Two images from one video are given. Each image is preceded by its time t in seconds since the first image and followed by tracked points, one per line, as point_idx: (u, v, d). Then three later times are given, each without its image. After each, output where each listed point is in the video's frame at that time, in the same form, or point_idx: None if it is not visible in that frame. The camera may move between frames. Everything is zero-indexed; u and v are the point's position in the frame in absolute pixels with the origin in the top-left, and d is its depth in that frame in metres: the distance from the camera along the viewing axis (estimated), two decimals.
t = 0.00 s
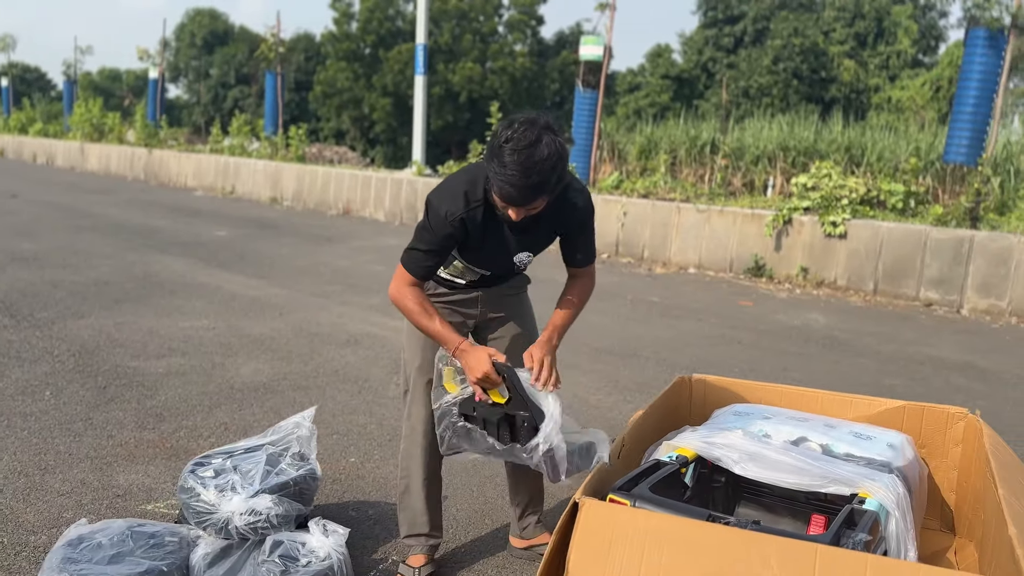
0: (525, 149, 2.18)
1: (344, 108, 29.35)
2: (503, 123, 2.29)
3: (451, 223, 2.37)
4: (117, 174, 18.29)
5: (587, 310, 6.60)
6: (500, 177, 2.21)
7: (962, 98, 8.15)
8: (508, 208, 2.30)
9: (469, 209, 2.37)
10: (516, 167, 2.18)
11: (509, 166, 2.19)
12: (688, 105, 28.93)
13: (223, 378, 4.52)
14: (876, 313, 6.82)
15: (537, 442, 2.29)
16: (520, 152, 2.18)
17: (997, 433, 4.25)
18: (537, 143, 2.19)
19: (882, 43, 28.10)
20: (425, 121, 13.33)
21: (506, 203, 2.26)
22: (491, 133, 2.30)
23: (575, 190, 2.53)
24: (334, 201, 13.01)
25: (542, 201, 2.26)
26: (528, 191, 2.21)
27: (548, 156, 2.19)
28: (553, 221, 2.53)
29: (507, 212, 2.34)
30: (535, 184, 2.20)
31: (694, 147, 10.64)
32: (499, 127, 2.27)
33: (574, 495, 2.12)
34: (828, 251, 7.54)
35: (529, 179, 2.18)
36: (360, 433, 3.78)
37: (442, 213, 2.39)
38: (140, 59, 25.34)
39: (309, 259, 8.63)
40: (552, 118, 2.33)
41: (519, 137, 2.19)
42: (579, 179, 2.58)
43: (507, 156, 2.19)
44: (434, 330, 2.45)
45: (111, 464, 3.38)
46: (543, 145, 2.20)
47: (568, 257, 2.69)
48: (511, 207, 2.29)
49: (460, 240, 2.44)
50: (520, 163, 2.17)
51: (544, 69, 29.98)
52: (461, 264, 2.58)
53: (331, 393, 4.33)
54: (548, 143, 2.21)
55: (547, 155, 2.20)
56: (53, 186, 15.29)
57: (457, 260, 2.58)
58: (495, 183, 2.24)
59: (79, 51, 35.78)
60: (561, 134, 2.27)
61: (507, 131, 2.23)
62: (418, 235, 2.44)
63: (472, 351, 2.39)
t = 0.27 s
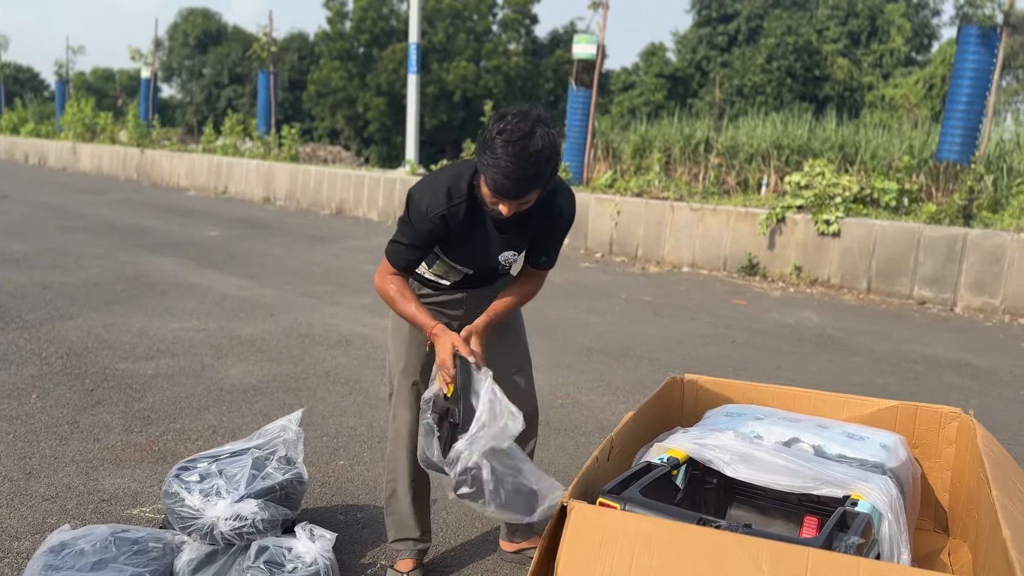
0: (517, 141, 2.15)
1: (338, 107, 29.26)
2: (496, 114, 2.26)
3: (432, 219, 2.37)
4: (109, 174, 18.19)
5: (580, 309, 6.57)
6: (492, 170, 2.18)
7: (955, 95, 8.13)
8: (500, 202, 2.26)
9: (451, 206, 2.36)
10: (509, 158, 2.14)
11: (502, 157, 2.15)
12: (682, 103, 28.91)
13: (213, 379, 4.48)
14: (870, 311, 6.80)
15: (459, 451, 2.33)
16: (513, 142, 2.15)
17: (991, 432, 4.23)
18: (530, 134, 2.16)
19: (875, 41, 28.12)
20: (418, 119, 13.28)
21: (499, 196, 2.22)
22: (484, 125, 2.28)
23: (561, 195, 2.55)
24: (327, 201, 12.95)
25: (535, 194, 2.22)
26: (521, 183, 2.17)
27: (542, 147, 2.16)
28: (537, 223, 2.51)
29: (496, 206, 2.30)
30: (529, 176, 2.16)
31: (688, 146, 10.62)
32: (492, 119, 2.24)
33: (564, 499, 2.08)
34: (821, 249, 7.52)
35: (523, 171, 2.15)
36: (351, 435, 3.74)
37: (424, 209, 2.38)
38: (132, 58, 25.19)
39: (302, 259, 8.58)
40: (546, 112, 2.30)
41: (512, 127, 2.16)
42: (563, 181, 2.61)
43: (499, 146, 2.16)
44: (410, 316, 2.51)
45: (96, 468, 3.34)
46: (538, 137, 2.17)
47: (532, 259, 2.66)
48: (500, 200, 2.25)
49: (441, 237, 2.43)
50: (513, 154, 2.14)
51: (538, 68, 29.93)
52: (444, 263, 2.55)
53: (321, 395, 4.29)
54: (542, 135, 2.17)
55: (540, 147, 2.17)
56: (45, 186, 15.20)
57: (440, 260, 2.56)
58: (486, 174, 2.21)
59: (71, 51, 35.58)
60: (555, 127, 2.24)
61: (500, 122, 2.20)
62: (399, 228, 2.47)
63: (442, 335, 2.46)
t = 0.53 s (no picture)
0: (506, 137, 2.12)
1: (335, 107, 29.21)
2: (484, 109, 2.23)
3: (415, 215, 2.37)
4: (105, 175, 18.13)
5: (576, 308, 6.54)
6: (480, 166, 2.15)
7: (953, 92, 8.11)
8: (488, 199, 2.23)
9: (434, 203, 2.36)
10: (498, 153, 2.11)
11: (490, 153, 2.12)
12: (679, 101, 28.88)
13: (206, 380, 4.44)
14: (868, 308, 6.77)
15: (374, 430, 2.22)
16: (501, 138, 2.12)
17: (990, 429, 4.21)
18: (519, 129, 2.13)
19: (872, 39, 28.10)
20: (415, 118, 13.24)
21: (486, 193, 2.19)
22: (471, 120, 2.25)
23: (549, 197, 2.50)
24: (323, 200, 12.92)
25: (522, 192, 2.19)
26: (509, 179, 2.14)
27: (530, 143, 2.13)
28: (523, 222, 2.48)
29: (484, 203, 2.27)
30: (517, 172, 2.13)
31: (685, 143, 10.61)
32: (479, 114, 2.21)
33: (558, 498, 2.05)
34: (819, 246, 7.50)
35: (511, 166, 2.12)
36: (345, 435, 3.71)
37: (408, 206, 2.38)
38: (128, 59, 25.14)
39: (297, 259, 8.54)
40: (535, 108, 2.27)
41: (500, 122, 2.13)
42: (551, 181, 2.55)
43: (487, 142, 2.13)
44: (394, 304, 2.52)
45: (88, 469, 3.31)
46: (526, 132, 2.14)
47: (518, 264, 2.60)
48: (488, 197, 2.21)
49: (426, 235, 2.42)
50: (501, 150, 2.11)
51: (535, 66, 29.88)
52: (433, 262, 2.55)
53: (316, 394, 4.26)
54: (531, 131, 2.15)
55: (529, 143, 2.14)
56: (40, 187, 15.15)
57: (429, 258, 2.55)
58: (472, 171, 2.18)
59: (67, 51, 35.48)
60: (544, 123, 2.21)
61: (488, 117, 2.16)
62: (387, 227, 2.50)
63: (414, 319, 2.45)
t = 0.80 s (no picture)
0: (495, 127, 2.09)
1: (333, 106, 29.17)
2: (471, 102, 2.20)
3: (398, 210, 2.36)
4: (103, 175, 18.07)
5: (575, 307, 6.50)
6: (468, 155, 2.12)
7: (953, 89, 8.08)
8: (479, 193, 2.19)
9: (418, 198, 2.35)
10: (487, 144, 2.08)
11: (479, 144, 2.09)
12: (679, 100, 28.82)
13: (202, 381, 4.40)
14: (868, 306, 6.74)
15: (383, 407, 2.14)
16: (490, 129, 2.09)
17: (992, 428, 4.18)
18: (507, 119, 2.10)
19: (871, 38, 28.08)
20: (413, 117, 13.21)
21: (475, 184, 2.16)
22: (458, 113, 2.22)
23: (538, 199, 2.44)
24: (321, 199, 12.88)
25: (514, 182, 2.16)
26: (499, 168, 2.10)
27: (520, 132, 2.10)
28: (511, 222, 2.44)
29: (475, 198, 2.23)
30: (508, 163, 2.10)
31: (684, 142, 10.58)
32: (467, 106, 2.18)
33: (555, 501, 2.01)
34: (819, 245, 7.47)
35: (502, 157, 2.08)
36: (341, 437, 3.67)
37: (392, 200, 2.38)
38: (126, 58, 25.10)
39: (295, 259, 8.51)
40: (524, 98, 2.24)
41: (489, 112, 2.10)
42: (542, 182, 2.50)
43: (475, 133, 2.10)
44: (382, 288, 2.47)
45: (81, 472, 3.27)
46: (515, 122, 2.11)
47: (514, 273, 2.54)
48: (478, 189, 2.18)
49: (411, 230, 2.41)
50: (490, 140, 2.08)
51: (534, 65, 29.83)
52: (421, 260, 2.51)
53: (312, 395, 4.22)
54: (520, 121, 2.11)
55: (518, 132, 2.10)
56: (38, 187, 15.11)
57: (418, 256, 2.51)
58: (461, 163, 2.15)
59: (66, 51, 35.43)
60: (533, 113, 2.18)
61: (476, 108, 2.13)
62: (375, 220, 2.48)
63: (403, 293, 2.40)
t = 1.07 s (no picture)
0: (487, 114, 2.06)
1: (333, 105, 29.12)
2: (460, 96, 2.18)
3: (387, 206, 2.33)
4: (101, 175, 18.03)
5: (574, 307, 6.45)
6: (461, 144, 2.08)
7: (955, 87, 8.03)
8: (474, 185, 2.14)
9: (408, 193, 2.31)
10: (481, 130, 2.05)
11: (472, 130, 2.06)
12: (679, 99, 28.76)
13: (196, 382, 4.36)
14: (869, 306, 6.69)
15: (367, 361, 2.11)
16: (482, 114, 2.07)
17: (995, 430, 4.13)
18: (500, 105, 2.08)
19: (872, 36, 28.03)
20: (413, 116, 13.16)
21: (470, 174, 2.11)
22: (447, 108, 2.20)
23: (533, 200, 2.41)
24: (320, 199, 12.83)
25: (508, 171, 2.12)
26: (494, 155, 2.06)
27: (512, 119, 2.08)
28: (503, 221, 2.41)
29: (470, 192, 2.18)
30: (502, 148, 2.06)
31: (685, 141, 10.54)
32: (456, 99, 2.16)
33: (550, 506, 1.97)
34: (820, 244, 7.42)
35: (496, 143, 2.05)
36: (336, 439, 3.62)
37: (381, 196, 2.34)
38: (124, 58, 25.06)
39: (292, 258, 8.47)
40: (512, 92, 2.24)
41: (480, 99, 2.08)
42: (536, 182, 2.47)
43: (467, 120, 2.08)
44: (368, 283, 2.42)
45: (72, 475, 3.22)
46: (507, 109, 2.09)
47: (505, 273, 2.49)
48: (473, 180, 2.13)
49: (400, 227, 2.37)
50: (483, 127, 2.05)
51: (534, 64, 29.75)
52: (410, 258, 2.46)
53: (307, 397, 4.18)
54: (512, 108, 2.10)
55: (510, 118, 2.08)
56: (36, 187, 15.06)
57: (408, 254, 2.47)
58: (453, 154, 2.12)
59: (65, 51, 35.37)
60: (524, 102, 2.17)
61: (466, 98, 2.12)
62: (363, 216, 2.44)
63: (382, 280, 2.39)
